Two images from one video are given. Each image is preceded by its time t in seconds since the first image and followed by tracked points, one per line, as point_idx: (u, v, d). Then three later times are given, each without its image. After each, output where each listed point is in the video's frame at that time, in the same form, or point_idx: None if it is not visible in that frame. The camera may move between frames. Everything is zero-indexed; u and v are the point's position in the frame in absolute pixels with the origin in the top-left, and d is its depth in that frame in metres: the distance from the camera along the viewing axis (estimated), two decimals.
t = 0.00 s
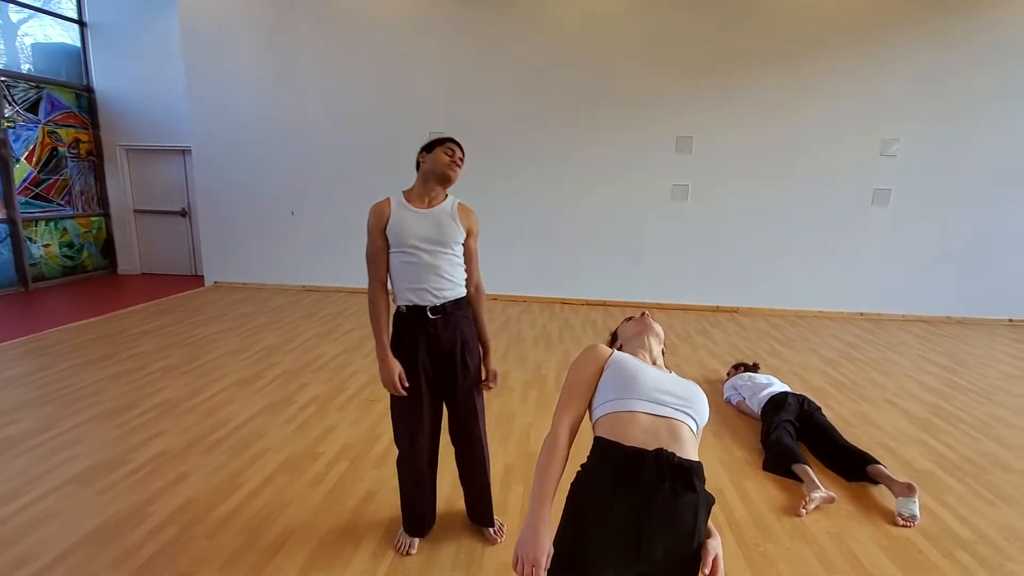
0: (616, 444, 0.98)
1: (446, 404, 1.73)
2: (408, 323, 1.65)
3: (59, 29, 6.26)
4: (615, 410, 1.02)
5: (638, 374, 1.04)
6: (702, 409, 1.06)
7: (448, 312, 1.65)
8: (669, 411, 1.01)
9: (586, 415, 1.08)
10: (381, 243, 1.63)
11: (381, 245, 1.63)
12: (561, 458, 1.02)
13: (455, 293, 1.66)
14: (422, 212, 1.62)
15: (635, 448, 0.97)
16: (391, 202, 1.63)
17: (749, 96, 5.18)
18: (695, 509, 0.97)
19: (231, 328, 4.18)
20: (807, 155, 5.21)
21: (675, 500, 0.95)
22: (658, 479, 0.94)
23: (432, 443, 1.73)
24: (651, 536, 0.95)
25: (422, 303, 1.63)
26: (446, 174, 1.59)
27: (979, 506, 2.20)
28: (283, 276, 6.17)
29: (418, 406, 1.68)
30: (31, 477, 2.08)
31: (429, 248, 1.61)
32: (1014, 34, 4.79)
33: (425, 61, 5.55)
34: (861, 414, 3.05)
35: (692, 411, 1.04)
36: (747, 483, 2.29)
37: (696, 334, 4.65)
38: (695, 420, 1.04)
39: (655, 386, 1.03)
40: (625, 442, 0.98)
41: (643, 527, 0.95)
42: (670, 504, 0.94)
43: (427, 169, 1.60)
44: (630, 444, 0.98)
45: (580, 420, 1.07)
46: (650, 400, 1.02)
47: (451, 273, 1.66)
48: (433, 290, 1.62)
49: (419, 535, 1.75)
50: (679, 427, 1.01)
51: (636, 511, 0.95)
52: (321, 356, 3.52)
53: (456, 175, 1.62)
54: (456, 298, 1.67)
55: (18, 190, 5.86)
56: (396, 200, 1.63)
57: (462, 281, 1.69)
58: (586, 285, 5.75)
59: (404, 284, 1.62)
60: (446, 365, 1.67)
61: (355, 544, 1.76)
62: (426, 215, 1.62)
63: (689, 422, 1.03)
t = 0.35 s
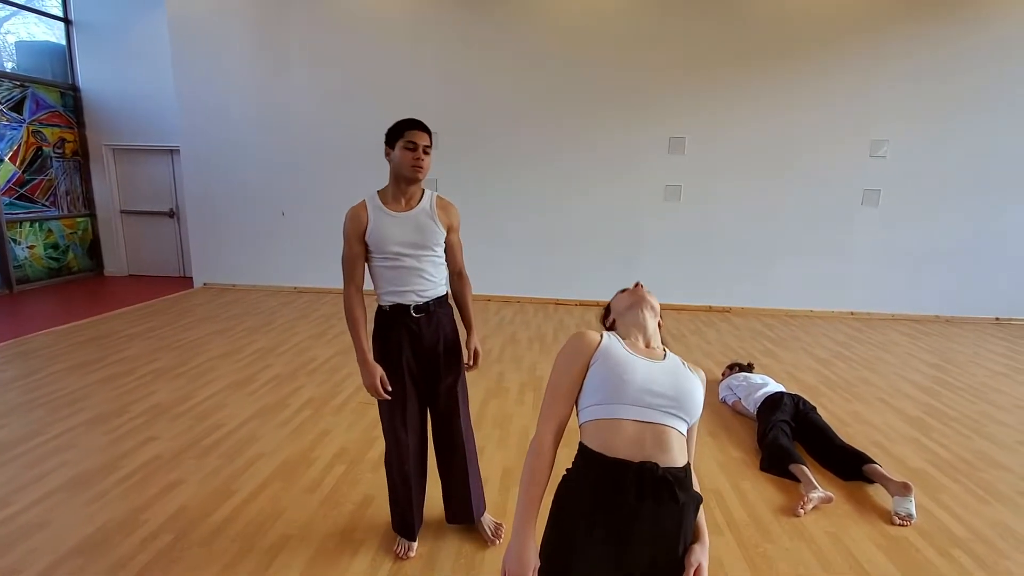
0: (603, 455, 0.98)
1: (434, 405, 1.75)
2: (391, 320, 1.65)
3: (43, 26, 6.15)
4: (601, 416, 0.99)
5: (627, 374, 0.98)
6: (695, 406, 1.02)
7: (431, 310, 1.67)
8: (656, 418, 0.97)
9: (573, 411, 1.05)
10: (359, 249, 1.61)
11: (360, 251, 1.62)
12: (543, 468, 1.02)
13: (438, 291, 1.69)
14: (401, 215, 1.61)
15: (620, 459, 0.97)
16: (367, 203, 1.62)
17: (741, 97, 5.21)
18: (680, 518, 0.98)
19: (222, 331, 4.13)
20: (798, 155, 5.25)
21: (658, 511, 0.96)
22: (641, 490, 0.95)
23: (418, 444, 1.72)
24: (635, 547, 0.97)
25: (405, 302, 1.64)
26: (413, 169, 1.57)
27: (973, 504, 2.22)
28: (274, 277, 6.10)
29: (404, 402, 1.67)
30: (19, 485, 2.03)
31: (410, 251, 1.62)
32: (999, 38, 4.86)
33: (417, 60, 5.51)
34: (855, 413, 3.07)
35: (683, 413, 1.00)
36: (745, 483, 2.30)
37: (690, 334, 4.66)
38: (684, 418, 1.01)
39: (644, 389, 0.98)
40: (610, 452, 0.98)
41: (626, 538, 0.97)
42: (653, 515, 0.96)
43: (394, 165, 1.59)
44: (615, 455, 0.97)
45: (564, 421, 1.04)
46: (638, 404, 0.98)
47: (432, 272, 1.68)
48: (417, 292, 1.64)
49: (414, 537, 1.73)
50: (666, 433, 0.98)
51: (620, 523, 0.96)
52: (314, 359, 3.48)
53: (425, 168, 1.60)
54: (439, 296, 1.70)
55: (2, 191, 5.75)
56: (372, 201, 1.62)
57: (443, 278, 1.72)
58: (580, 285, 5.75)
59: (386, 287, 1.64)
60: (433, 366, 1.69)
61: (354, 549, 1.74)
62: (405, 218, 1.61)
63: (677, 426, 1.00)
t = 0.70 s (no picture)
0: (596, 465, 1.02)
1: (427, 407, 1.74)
2: (385, 320, 1.64)
3: (23, 25, 6.03)
4: (590, 429, 1.02)
5: (616, 387, 0.98)
6: (690, 410, 1.01)
7: (423, 311, 1.67)
8: (645, 430, 1.00)
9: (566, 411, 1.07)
10: (344, 255, 1.59)
11: (345, 256, 1.60)
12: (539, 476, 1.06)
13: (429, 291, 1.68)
14: (387, 220, 1.59)
15: (611, 469, 1.02)
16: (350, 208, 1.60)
17: (732, 96, 5.24)
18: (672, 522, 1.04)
19: (213, 335, 4.07)
20: (789, 154, 5.29)
21: (649, 517, 1.02)
22: (633, 499, 1.00)
23: (412, 448, 1.70)
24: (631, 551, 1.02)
25: (399, 304, 1.63)
26: (393, 173, 1.55)
27: (968, 498, 2.24)
28: (264, 280, 6.03)
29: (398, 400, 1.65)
30: (7, 496, 1.98)
31: (398, 254, 1.60)
32: (983, 37, 4.94)
33: (408, 59, 5.47)
34: (848, 409, 3.10)
35: (676, 422, 1.01)
36: (744, 482, 2.31)
37: (684, 333, 4.68)
38: (677, 425, 1.02)
39: (635, 401, 0.98)
40: (601, 462, 1.02)
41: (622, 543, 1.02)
42: (644, 521, 1.01)
43: (372, 171, 1.58)
44: (607, 465, 1.02)
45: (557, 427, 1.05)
46: (627, 418, 0.99)
47: (422, 273, 1.67)
48: (408, 295, 1.64)
49: (414, 541, 1.71)
50: (657, 445, 1.02)
51: (612, 529, 1.02)
52: (308, 362, 3.44)
53: (404, 171, 1.58)
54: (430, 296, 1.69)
55: None
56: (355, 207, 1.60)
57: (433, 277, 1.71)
58: (572, 285, 5.75)
59: (376, 291, 1.63)
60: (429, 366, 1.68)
61: (355, 556, 1.72)
62: (391, 222, 1.59)
63: (668, 433, 1.02)
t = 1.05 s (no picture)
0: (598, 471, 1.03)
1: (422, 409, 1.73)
2: (379, 321, 1.63)
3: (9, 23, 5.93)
4: (591, 443, 1.03)
5: (617, 406, 0.97)
6: (694, 420, 1.01)
7: (418, 314, 1.65)
8: (647, 445, 1.01)
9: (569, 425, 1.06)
10: (334, 250, 1.64)
11: (335, 253, 1.65)
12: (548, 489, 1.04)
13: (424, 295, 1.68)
14: (382, 226, 1.59)
15: (614, 477, 1.02)
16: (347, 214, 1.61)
17: (725, 96, 5.27)
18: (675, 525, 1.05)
19: (206, 337, 4.02)
20: (777, 153, 5.33)
21: (653, 521, 1.03)
22: (637, 505, 1.01)
23: (409, 443, 1.68)
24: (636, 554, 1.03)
25: (391, 305, 1.62)
26: (387, 182, 1.55)
27: (965, 495, 2.26)
28: (256, 281, 5.97)
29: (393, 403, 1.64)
30: None
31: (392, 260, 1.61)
32: (972, 38, 5.00)
33: (402, 59, 5.45)
34: (845, 408, 3.12)
35: (679, 434, 1.01)
36: (744, 481, 2.32)
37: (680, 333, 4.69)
38: (678, 436, 1.02)
39: (636, 419, 0.97)
40: (602, 469, 1.03)
41: (627, 548, 1.03)
42: (646, 524, 1.02)
43: (368, 179, 1.57)
44: (610, 471, 1.03)
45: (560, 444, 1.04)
46: (629, 435, 1.00)
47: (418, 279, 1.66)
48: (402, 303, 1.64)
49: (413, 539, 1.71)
50: (660, 457, 1.03)
51: (614, 533, 1.02)
52: (304, 364, 3.41)
53: (400, 178, 1.58)
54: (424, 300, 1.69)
55: None
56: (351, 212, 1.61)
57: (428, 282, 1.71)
58: (568, 284, 5.74)
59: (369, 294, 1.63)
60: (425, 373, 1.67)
61: (357, 561, 1.70)
62: (385, 228, 1.59)
63: (670, 444, 1.02)
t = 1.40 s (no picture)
0: (592, 477, 1.02)
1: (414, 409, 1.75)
2: (367, 317, 1.64)
3: None
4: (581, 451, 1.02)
5: (606, 424, 0.95)
6: (685, 431, 0.99)
7: (402, 304, 1.67)
8: (637, 456, 1.00)
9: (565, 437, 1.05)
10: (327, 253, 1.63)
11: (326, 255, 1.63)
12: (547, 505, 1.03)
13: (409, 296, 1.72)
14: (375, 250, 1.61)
15: (606, 482, 1.02)
16: (343, 237, 1.58)
17: (721, 96, 5.29)
18: (666, 524, 1.06)
19: (201, 338, 3.99)
20: (772, 153, 5.36)
21: (645, 523, 1.03)
22: (629, 509, 1.02)
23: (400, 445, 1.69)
24: (630, 555, 1.05)
25: (374, 298, 1.64)
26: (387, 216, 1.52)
27: (962, 493, 2.28)
28: (251, 282, 5.93)
29: (386, 410, 1.64)
30: None
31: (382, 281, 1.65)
32: (964, 40, 5.05)
33: (399, 59, 5.42)
34: (841, 406, 3.15)
35: (670, 444, 1.00)
36: (744, 480, 2.32)
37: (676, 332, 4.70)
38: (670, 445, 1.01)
39: (625, 434, 0.96)
40: (591, 473, 1.03)
41: (621, 550, 1.04)
42: (636, 527, 1.03)
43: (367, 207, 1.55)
44: (604, 478, 1.02)
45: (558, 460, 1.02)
46: (619, 448, 0.99)
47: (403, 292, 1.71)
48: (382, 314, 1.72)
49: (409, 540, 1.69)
50: (653, 464, 1.02)
51: (607, 537, 1.03)
52: (301, 366, 3.38)
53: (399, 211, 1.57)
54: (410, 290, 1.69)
55: None
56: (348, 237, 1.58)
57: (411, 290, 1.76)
58: (564, 284, 5.75)
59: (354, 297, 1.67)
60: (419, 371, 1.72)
61: (359, 565, 1.69)
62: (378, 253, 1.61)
63: (662, 453, 1.02)
